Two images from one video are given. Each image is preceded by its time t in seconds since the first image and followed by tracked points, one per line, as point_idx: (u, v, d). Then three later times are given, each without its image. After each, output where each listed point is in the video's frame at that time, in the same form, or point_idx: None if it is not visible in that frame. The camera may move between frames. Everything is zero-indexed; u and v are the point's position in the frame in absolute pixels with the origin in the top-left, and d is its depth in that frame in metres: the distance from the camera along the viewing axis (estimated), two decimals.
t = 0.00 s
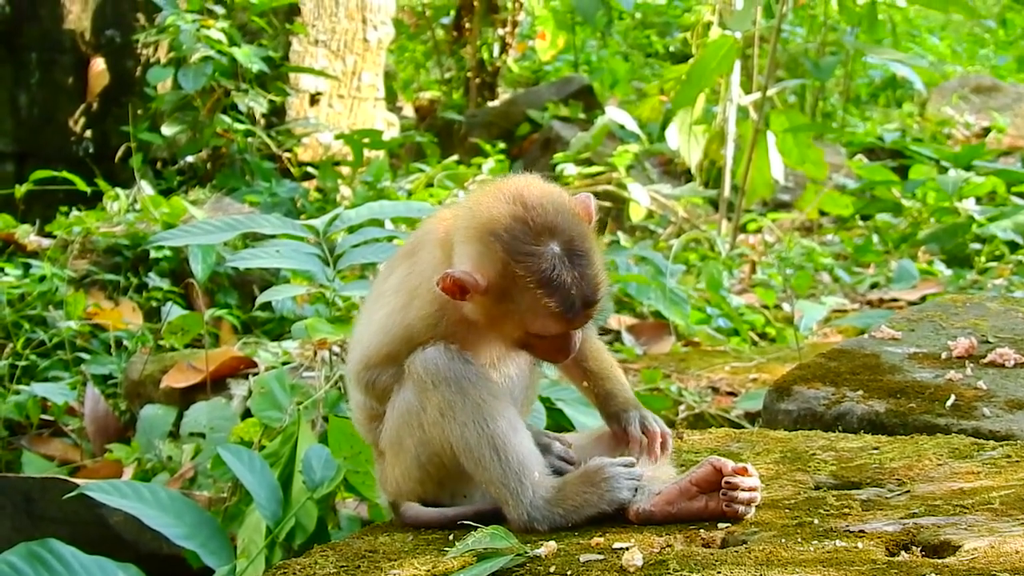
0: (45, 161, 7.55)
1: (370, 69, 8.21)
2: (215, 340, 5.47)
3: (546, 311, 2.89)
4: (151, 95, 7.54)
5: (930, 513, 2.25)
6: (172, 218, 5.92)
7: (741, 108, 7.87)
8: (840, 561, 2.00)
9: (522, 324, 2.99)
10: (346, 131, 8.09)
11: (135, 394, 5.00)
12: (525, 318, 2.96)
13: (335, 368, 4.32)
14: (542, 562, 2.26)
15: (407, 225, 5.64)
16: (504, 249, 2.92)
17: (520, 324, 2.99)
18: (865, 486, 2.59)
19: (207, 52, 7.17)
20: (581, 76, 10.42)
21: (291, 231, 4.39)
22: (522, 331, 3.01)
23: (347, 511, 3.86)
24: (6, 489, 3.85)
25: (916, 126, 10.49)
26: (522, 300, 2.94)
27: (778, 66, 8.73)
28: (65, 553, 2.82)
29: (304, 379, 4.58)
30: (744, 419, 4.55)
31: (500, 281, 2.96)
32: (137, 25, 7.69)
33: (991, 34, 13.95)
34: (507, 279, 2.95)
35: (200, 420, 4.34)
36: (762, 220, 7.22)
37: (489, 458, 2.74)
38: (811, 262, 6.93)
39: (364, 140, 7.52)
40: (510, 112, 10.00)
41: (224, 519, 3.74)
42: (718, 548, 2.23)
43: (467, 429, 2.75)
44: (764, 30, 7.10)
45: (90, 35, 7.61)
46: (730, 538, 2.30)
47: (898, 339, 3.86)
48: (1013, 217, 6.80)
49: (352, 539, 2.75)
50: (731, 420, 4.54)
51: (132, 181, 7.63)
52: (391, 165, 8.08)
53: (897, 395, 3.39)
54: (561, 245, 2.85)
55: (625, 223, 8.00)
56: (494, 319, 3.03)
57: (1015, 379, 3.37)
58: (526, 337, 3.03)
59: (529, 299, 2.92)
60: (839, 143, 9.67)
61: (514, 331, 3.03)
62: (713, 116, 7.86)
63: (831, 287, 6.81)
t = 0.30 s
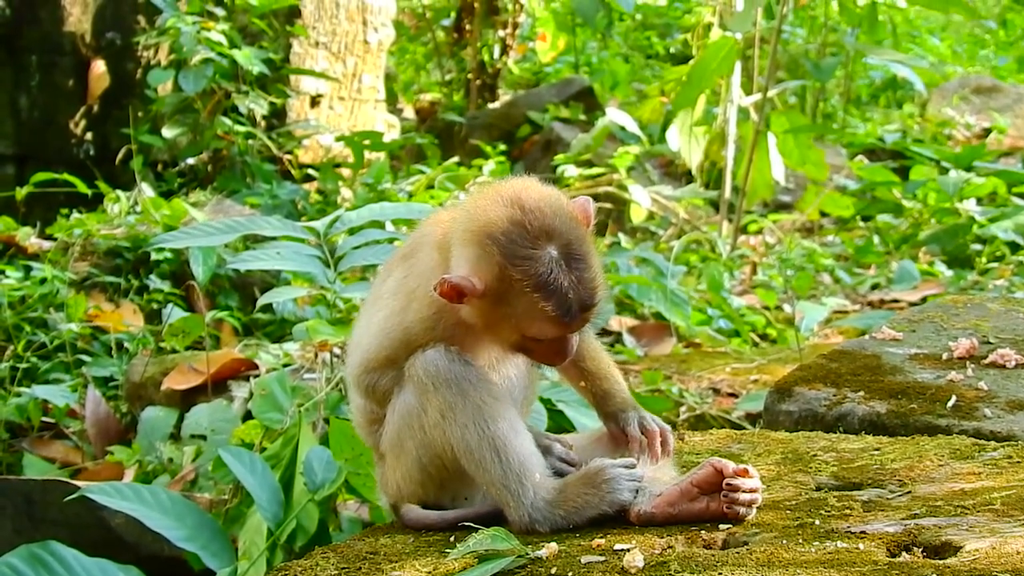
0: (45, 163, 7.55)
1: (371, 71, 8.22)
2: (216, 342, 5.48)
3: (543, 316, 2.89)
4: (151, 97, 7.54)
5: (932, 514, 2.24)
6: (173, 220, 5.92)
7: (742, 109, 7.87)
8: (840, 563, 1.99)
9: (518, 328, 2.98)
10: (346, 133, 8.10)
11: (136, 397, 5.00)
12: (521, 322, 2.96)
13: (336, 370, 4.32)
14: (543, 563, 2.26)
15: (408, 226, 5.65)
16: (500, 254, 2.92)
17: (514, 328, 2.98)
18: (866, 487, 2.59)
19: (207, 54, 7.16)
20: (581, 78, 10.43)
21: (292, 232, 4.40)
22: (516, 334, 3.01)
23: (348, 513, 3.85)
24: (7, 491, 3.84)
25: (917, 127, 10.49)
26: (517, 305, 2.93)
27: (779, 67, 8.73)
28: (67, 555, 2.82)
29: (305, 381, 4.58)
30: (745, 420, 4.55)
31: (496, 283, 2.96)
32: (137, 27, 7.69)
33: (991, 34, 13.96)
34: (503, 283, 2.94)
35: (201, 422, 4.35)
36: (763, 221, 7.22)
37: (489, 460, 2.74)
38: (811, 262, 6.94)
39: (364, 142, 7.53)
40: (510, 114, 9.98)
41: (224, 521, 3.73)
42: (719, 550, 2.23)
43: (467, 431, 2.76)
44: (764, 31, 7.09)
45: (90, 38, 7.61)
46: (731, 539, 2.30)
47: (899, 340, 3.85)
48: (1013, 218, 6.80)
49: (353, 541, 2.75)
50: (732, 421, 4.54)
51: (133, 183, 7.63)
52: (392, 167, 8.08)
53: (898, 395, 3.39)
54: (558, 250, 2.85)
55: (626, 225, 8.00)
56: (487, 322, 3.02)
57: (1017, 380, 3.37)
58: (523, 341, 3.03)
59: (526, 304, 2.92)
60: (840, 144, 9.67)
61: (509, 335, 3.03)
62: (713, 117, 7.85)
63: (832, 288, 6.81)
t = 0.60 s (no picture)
0: (45, 164, 7.55)
1: (371, 72, 8.22)
2: (216, 343, 5.48)
3: (542, 317, 2.89)
4: (151, 99, 7.55)
5: (932, 514, 2.24)
6: (173, 221, 5.93)
7: (742, 110, 7.87)
8: (841, 562, 1.99)
9: (517, 329, 2.98)
10: (347, 134, 8.11)
11: (137, 398, 5.00)
12: (520, 323, 2.96)
13: (336, 371, 4.32)
14: (544, 563, 2.27)
15: (408, 227, 5.65)
16: (499, 255, 2.92)
17: (513, 327, 2.98)
18: (866, 487, 2.59)
19: (208, 55, 7.17)
20: (582, 79, 10.44)
21: (292, 233, 4.40)
22: (515, 335, 3.01)
23: (349, 514, 3.85)
24: (8, 492, 3.84)
25: (917, 129, 10.50)
26: (517, 306, 2.93)
27: (779, 68, 8.74)
28: (68, 556, 2.82)
29: (305, 381, 4.59)
30: (745, 420, 4.54)
31: (494, 283, 2.95)
32: (138, 29, 7.70)
33: (992, 36, 13.96)
34: (502, 284, 2.94)
35: (202, 423, 4.35)
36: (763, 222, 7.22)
37: (489, 460, 2.74)
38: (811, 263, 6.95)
39: (365, 143, 7.53)
40: (510, 115, 9.98)
41: (226, 521, 3.73)
42: (720, 549, 2.23)
43: (467, 431, 2.76)
44: (764, 32, 7.09)
45: (91, 39, 7.62)
46: (732, 539, 2.30)
47: (900, 340, 3.86)
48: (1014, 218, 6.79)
49: (354, 540, 2.75)
50: (732, 422, 4.54)
51: (134, 184, 7.63)
52: (392, 168, 8.09)
53: (898, 395, 3.39)
54: (558, 252, 2.85)
55: (627, 225, 8.00)
56: (486, 322, 3.03)
57: (1017, 379, 3.37)
58: (522, 341, 3.03)
59: (526, 305, 2.92)
60: (840, 145, 9.68)
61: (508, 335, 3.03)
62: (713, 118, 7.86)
63: (832, 289, 6.82)
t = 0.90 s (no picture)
0: (46, 164, 7.54)
1: (371, 72, 8.22)
2: (217, 343, 5.48)
3: (541, 317, 2.88)
4: (152, 98, 7.54)
5: (935, 517, 2.24)
6: (174, 221, 5.93)
7: (743, 110, 7.87)
8: (844, 565, 1.99)
9: (517, 329, 2.97)
10: (347, 134, 8.11)
11: (137, 398, 5.00)
12: (519, 323, 2.95)
13: (338, 372, 4.32)
14: (547, 565, 2.27)
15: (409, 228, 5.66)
16: (497, 256, 2.91)
17: (512, 328, 2.98)
18: (869, 489, 2.59)
19: (208, 55, 7.17)
20: (582, 78, 10.44)
21: (294, 234, 4.39)
22: (513, 335, 3.00)
23: (350, 515, 3.85)
24: (9, 494, 3.84)
25: (918, 128, 10.50)
26: (515, 306, 2.92)
27: (779, 68, 8.74)
28: (70, 557, 2.82)
29: (307, 382, 4.59)
30: (747, 422, 4.53)
31: (491, 283, 2.95)
32: (138, 29, 7.71)
33: (992, 35, 13.96)
34: (501, 285, 2.93)
35: (203, 424, 4.35)
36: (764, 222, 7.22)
37: (490, 464, 2.74)
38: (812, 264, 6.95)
39: (366, 143, 7.53)
40: (510, 114, 9.96)
41: (227, 522, 3.73)
42: (723, 552, 2.23)
43: (467, 434, 2.76)
44: (764, 32, 7.08)
45: (91, 39, 7.62)
46: (734, 542, 2.30)
47: (902, 341, 3.86)
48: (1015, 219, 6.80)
49: (356, 543, 2.75)
50: (733, 423, 4.54)
51: (134, 184, 7.62)
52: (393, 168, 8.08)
53: (900, 397, 3.39)
54: (556, 251, 2.84)
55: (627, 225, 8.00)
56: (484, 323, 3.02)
57: (1019, 381, 3.37)
58: (521, 342, 3.02)
59: (524, 306, 2.91)
60: (841, 145, 9.68)
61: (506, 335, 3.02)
62: (714, 118, 7.86)
63: (833, 289, 6.81)
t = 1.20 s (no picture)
0: (48, 166, 7.54)
1: (373, 73, 8.22)
2: (219, 345, 5.48)
3: (537, 321, 2.88)
4: (154, 100, 7.55)
5: (938, 518, 2.24)
6: (176, 222, 5.93)
7: (744, 111, 7.87)
8: (847, 567, 1.99)
9: (513, 333, 2.97)
10: (348, 135, 8.10)
11: (139, 400, 4.99)
12: (515, 326, 2.94)
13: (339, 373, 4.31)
14: (550, 568, 2.26)
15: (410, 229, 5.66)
16: (490, 262, 2.90)
17: (508, 332, 2.97)
18: (872, 491, 2.58)
19: (210, 56, 7.17)
20: (583, 79, 10.43)
21: (296, 235, 4.38)
22: (509, 338, 3.00)
23: (352, 517, 3.84)
24: (12, 495, 3.85)
25: (919, 129, 10.50)
26: (510, 310, 2.91)
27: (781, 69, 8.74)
28: (72, 559, 2.82)
29: (309, 384, 4.58)
30: (749, 423, 4.53)
31: (485, 288, 2.94)
32: (139, 30, 7.70)
33: (993, 36, 13.96)
34: (495, 291, 2.93)
35: (204, 425, 4.35)
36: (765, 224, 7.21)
37: (490, 470, 2.74)
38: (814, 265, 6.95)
39: (367, 145, 7.53)
40: (512, 115, 9.96)
41: (229, 524, 3.72)
42: (726, 554, 2.23)
43: (466, 441, 2.76)
44: (766, 33, 7.06)
45: (93, 40, 7.62)
46: (738, 544, 2.30)
47: (905, 343, 3.85)
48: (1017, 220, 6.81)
49: (359, 545, 2.74)
50: (736, 424, 4.53)
51: (136, 186, 7.62)
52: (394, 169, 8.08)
53: (903, 399, 3.38)
54: (549, 254, 2.83)
55: (629, 227, 8.00)
56: (480, 327, 3.01)
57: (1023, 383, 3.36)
58: (518, 345, 3.01)
59: (520, 310, 2.90)
60: (842, 146, 9.69)
61: (502, 339, 3.01)
62: (716, 119, 7.86)
63: (834, 290, 6.81)
